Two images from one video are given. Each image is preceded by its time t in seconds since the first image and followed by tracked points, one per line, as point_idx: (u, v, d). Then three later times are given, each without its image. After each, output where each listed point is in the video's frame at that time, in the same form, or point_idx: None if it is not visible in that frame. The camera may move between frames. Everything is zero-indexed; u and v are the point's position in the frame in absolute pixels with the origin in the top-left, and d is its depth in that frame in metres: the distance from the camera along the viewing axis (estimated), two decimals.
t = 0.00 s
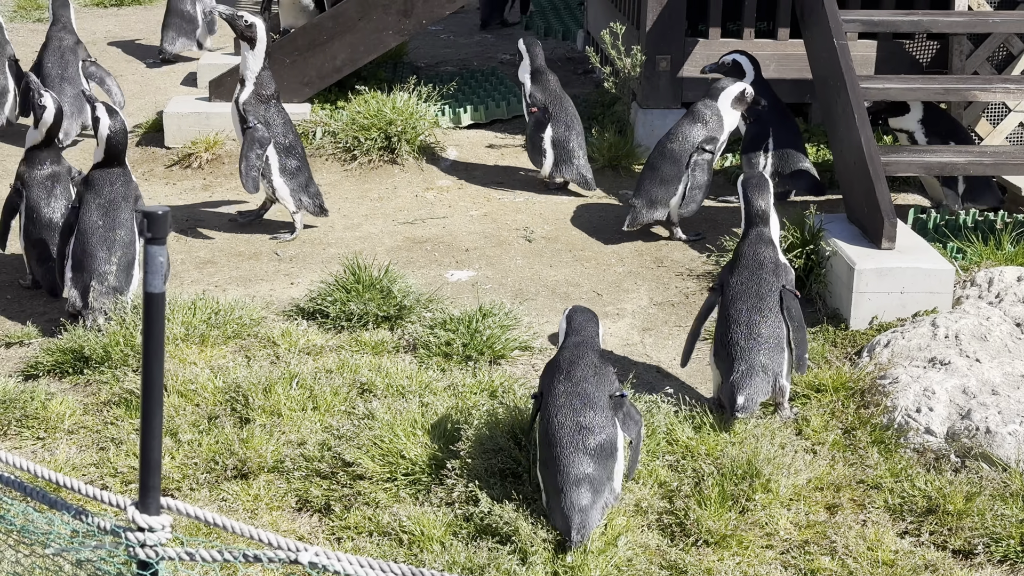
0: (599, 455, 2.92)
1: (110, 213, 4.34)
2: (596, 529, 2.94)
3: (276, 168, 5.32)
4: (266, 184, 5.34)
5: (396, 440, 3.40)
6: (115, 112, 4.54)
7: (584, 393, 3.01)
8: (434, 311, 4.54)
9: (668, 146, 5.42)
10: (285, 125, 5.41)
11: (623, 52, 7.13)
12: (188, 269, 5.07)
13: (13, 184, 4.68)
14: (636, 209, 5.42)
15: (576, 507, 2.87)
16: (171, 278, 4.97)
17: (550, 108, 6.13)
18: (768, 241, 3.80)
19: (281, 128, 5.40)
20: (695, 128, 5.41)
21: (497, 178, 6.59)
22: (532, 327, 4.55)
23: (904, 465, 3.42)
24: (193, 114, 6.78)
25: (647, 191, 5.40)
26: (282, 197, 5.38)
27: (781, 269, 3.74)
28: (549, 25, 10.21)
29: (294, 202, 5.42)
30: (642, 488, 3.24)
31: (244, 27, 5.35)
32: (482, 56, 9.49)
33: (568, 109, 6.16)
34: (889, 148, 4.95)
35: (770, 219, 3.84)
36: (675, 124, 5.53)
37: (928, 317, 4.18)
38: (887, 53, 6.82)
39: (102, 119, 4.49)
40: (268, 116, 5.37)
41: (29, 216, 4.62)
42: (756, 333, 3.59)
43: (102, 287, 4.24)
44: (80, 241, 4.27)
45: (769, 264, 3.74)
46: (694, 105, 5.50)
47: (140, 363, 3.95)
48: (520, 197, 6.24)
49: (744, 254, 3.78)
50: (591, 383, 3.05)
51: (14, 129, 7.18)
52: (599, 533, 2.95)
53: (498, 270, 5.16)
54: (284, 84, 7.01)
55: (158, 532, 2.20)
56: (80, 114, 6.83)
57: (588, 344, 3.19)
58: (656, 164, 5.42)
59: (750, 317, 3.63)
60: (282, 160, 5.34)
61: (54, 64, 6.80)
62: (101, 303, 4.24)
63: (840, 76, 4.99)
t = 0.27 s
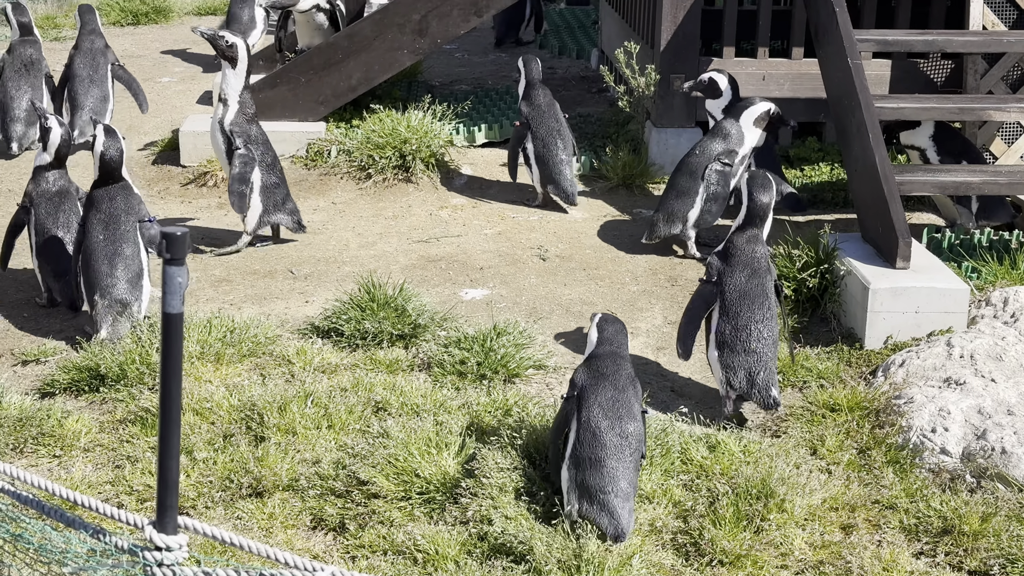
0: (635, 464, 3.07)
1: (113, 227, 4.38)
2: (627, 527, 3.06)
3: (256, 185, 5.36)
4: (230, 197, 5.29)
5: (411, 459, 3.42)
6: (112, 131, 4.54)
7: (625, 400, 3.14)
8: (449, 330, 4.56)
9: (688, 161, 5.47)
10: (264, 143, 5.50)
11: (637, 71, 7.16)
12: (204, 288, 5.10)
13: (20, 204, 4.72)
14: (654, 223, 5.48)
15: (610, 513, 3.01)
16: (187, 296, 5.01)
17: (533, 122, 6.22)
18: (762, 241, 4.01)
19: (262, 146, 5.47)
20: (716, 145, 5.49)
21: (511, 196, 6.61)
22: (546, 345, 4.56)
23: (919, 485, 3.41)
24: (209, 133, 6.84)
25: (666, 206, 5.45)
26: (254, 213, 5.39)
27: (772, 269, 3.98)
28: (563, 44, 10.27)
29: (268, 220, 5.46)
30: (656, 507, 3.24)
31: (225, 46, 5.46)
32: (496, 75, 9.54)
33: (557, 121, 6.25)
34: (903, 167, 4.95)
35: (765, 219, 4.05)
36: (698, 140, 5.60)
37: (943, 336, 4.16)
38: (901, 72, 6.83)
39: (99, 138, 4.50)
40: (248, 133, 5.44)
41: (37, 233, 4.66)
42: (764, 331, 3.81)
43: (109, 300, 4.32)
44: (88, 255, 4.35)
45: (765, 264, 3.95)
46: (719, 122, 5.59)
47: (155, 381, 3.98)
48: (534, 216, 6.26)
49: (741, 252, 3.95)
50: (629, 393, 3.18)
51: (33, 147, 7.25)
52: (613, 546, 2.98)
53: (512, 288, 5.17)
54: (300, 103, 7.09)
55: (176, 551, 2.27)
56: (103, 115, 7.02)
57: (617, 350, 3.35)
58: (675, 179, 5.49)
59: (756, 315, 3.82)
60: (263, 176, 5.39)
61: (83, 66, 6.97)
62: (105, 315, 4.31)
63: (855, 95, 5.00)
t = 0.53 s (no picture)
0: (638, 471, 3.08)
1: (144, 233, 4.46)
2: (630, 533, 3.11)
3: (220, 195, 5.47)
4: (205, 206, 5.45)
5: (425, 476, 3.43)
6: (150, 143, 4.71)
7: (634, 407, 3.19)
8: (462, 347, 4.58)
9: (718, 173, 5.54)
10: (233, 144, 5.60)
11: (650, 88, 7.18)
12: (219, 305, 5.14)
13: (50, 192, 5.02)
14: (687, 239, 5.46)
15: (607, 517, 3.03)
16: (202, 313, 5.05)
17: (544, 131, 6.46)
18: (751, 249, 4.23)
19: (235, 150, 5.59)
20: (743, 156, 5.58)
21: (525, 214, 6.64)
22: (559, 362, 4.57)
23: (934, 503, 3.40)
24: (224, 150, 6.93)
25: (698, 221, 5.45)
26: (225, 225, 5.48)
27: (766, 275, 4.15)
28: (576, 61, 10.32)
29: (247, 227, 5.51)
30: (670, 524, 3.23)
31: (181, 60, 5.75)
32: (509, 93, 9.60)
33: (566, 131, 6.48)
34: (917, 185, 4.95)
35: (750, 230, 4.33)
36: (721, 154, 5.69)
37: (957, 354, 4.15)
38: (914, 90, 6.84)
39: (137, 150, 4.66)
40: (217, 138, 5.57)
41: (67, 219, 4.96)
42: (750, 330, 3.94)
43: (141, 304, 4.39)
44: (119, 259, 4.40)
45: (756, 269, 4.13)
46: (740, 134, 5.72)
47: (171, 398, 4.01)
48: (547, 233, 6.29)
49: (732, 261, 4.17)
50: (641, 403, 3.22)
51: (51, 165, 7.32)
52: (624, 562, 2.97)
53: (525, 305, 5.19)
54: (315, 121, 7.15)
55: (193, 568, 2.29)
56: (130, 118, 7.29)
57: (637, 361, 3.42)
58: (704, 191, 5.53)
59: (743, 317, 3.97)
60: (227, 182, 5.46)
61: (110, 72, 7.23)
62: (141, 319, 4.40)
63: (867, 113, 5.01)
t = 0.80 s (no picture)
0: (638, 481, 3.07)
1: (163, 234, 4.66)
2: (634, 546, 3.11)
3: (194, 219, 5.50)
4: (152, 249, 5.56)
5: (437, 490, 3.44)
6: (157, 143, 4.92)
7: (628, 420, 3.19)
8: (474, 361, 4.59)
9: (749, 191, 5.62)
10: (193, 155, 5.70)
11: (661, 103, 7.20)
12: (231, 319, 5.17)
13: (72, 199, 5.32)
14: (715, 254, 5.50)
15: (611, 529, 3.03)
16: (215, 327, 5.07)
17: (530, 136, 6.71)
18: (744, 244, 4.49)
19: (202, 171, 5.65)
20: (775, 175, 5.70)
21: (536, 228, 6.66)
22: (570, 376, 4.57)
23: (946, 517, 3.40)
24: (236, 165, 6.98)
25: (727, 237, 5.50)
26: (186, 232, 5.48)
27: (756, 269, 4.39)
28: (587, 76, 10.36)
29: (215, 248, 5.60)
30: (682, 538, 3.21)
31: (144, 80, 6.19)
32: (520, 107, 9.64)
33: (553, 136, 6.67)
34: (928, 199, 4.95)
35: (743, 224, 4.57)
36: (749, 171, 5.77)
37: (969, 369, 4.13)
38: (925, 104, 6.85)
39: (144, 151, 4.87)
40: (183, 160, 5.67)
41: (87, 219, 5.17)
42: (748, 321, 4.17)
43: (161, 303, 4.55)
44: (142, 262, 4.61)
45: (747, 263, 4.37)
46: (768, 151, 5.82)
47: (183, 413, 4.03)
48: (559, 248, 6.30)
49: (725, 256, 4.39)
50: (634, 415, 3.22)
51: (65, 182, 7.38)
52: None
53: (537, 320, 5.20)
54: (327, 136, 7.19)
55: None
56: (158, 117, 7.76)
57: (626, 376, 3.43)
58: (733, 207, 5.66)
59: (742, 309, 4.20)
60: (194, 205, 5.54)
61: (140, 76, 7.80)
62: (157, 315, 4.54)
63: (878, 127, 5.02)
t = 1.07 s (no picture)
0: (648, 492, 3.06)
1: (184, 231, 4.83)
2: (645, 556, 3.10)
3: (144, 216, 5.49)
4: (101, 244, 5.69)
5: (445, 502, 3.44)
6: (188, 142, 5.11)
7: (635, 430, 3.16)
8: (482, 372, 4.60)
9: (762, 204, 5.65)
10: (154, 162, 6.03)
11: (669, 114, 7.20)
12: (241, 331, 5.18)
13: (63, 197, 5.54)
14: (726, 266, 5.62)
15: (622, 541, 3.03)
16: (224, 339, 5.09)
17: (549, 136, 6.78)
18: (748, 237, 4.63)
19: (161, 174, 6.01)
20: (788, 186, 5.67)
21: (544, 239, 6.66)
22: (579, 388, 4.57)
23: (955, 528, 3.38)
24: (245, 176, 6.99)
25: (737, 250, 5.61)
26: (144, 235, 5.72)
27: (761, 262, 4.52)
28: (596, 87, 10.38)
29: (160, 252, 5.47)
30: (691, 550, 3.20)
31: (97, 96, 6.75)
32: (529, 119, 9.66)
33: (572, 140, 6.75)
34: (937, 210, 4.94)
35: (746, 219, 4.72)
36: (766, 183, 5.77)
37: (978, 380, 4.11)
38: (933, 115, 6.86)
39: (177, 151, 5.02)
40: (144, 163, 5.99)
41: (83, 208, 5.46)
42: (744, 310, 4.32)
43: (178, 296, 4.74)
44: (161, 254, 4.75)
45: (752, 255, 4.51)
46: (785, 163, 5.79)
47: (192, 424, 4.04)
48: (567, 259, 6.31)
49: (731, 247, 4.55)
50: (640, 425, 3.19)
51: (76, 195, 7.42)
52: None
53: (545, 331, 5.20)
54: (336, 147, 7.22)
55: None
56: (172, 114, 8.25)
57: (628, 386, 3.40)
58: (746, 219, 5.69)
59: (742, 299, 4.35)
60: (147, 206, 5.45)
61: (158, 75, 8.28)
62: (178, 309, 4.74)
63: (887, 138, 5.02)
